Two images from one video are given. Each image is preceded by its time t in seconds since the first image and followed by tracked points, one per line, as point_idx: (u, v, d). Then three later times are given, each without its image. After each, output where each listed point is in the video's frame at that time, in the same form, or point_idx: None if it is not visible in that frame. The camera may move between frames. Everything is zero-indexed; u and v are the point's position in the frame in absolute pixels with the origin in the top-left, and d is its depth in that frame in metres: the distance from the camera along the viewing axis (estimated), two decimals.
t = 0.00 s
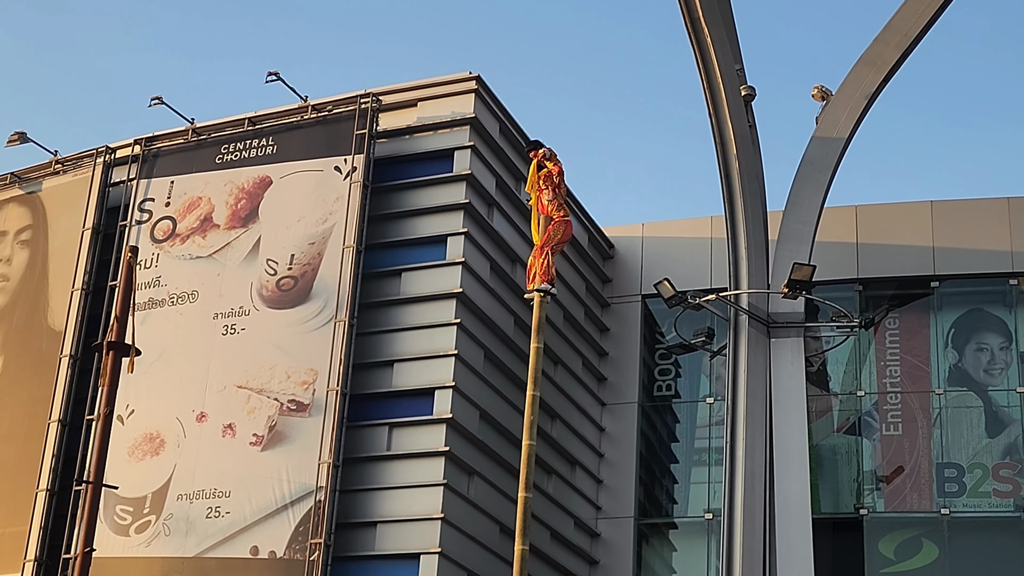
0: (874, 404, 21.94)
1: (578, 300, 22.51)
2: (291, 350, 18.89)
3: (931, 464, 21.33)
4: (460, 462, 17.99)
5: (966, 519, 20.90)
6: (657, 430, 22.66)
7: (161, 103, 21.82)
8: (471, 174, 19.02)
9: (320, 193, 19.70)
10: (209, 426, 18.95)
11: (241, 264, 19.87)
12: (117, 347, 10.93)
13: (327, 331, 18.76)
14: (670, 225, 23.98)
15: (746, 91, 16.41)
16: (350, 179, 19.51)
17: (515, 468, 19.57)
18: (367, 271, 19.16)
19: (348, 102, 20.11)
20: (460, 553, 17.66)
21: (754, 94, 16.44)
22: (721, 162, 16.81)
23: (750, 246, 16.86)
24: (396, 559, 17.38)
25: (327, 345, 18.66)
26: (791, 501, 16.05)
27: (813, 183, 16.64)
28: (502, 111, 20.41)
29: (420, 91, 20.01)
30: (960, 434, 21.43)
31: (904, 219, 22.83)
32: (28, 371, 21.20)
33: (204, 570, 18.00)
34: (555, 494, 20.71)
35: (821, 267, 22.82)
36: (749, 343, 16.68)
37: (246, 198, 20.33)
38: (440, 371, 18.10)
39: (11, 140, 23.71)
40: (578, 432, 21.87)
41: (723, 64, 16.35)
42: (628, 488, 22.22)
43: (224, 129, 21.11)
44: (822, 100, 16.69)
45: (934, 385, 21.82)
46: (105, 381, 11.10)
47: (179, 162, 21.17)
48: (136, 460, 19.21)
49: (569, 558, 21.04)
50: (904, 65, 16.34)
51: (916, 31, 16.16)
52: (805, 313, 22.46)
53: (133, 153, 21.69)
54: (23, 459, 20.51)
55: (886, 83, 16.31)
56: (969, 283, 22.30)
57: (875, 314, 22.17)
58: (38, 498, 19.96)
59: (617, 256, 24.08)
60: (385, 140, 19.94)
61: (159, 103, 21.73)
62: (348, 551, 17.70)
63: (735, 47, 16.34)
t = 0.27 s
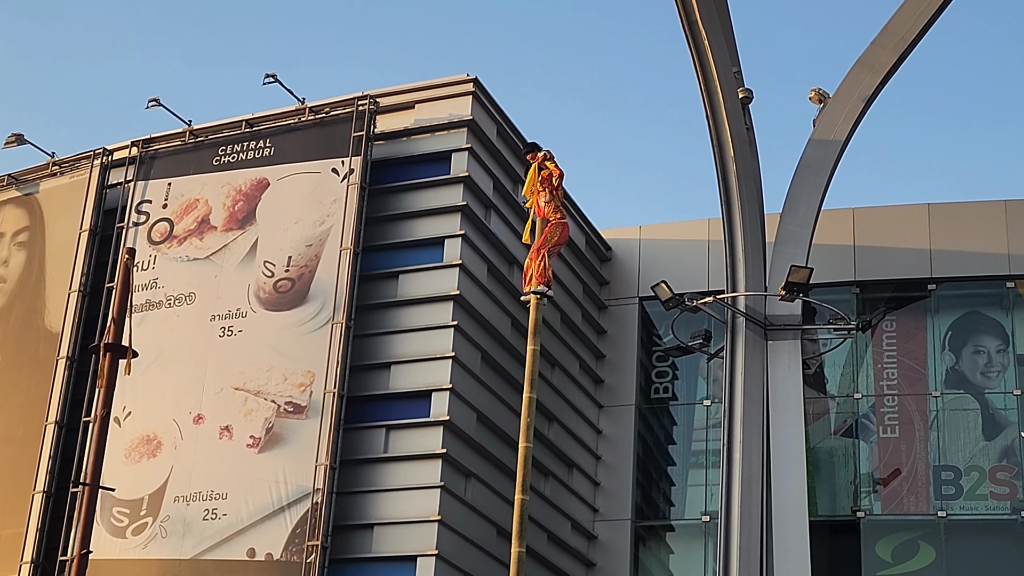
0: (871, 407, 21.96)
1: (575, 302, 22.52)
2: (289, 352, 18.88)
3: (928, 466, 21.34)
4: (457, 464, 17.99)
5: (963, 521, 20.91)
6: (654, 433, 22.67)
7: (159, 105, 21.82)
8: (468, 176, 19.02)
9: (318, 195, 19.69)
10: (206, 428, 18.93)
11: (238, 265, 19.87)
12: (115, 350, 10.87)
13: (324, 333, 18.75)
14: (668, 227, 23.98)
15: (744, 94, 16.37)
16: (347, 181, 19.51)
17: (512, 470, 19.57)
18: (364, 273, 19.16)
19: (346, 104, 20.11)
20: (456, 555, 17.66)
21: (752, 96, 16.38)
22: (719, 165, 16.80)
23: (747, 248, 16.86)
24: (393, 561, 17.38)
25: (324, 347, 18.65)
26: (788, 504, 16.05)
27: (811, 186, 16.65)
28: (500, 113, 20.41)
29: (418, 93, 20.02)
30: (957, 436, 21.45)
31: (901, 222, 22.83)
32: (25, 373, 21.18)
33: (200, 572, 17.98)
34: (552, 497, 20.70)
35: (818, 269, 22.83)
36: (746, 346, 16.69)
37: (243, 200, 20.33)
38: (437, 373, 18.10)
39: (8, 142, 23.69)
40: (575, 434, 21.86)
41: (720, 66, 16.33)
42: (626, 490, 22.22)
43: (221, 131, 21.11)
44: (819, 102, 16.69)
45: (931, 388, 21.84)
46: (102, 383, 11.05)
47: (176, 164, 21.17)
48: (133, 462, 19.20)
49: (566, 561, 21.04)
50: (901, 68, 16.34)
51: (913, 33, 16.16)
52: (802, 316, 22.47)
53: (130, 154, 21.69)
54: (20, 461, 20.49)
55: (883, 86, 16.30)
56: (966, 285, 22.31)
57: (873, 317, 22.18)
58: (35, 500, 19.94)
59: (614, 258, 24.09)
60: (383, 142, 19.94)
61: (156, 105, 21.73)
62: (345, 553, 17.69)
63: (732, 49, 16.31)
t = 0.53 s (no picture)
0: (869, 409, 21.96)
1: (572, 304, 22.52)
2: (286, 353, 18.88)
3: (926, 469, 21.35)
4: (454, 466, 17.99)
5: (960, 523, 20.91)
6: (652, 435, 22.66)
7: (156, 106, 21.82)
8: (466, 178, 19.02)
9: (315, 196, 19.69)
10: (204, 430, 18.92)
11: (236, 267, 19.86)
12: (112, 351, 10.88)
13: (322, 335, 18.74)
14: (665, 229, 23.99)
15: (742, 96, 16.38)
16: (345, 182, 19.51)
17: (509, 471, 19.56)
18: (362, 274, 19.16)
19: (344, 106, 20.11)
20: (454, 556, 17.65)
21: (750, 98, 16.40)
22: (716, 166, 16.80)
23: (745, 250, 16.87)
24: (390, 563, 17.37)
25: (322, 348, 18.65)
26: (786, 506, 16.06)
27: (808, 188, 16.65)
28: (498, 115, 20.41)
29: (416, 95, 20.02)
30: (954, 438, 21.46)
31: (899, 224, 22.85)
32: (22, 374, 21.16)
33: (197, 573, 17.98)
34: (549, 498, 20.70)
35: (815, 271, 22.84)
36: (744, 348, 16.70)
37: (241, 201, 20.33)
38: (434, 374, 18.09)
39: (6, 143, 23.68)
40: (573, 436, 21.87)
41: (718, 68, 16.33)
42: (623, 492, 22.21)
43: (219, 132, 21.11)
44: (817, 105, 16.70)
45: (928, 390, 21.85)
46: (100, 384, 11.06)
47: (174, 165, 21.16)
48: (130, 463, 19.20)
49: (563, 562, 21.04)
50: (899, 70, 16.35)
51: (911, 36, 16.17)
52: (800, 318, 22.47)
53: (128, 155, 21.69)
54: (17, 462, 20.48)
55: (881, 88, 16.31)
56: (963, 288, 22.31)
57: (870, 319, 22.19)
58: (32, 501, 19.93)
59: (611, 260, 24.09)
60: (381, 144, 19.93)
61: (154, 106, 21.73)
62: (342, 555, 17.68)
63: (730, 51, 16.31)
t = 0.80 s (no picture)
0: (867, 410, 21.96)
1: (571, 305, 22.53)
2: (285, 354, 18.87)
3: (924, 470, 21.36)
4: (453, 467, 17.98)
5: (958, 525, 20.91)
6: (650, 436, 22.65)
7: (155, 107, 21.82)
8: (465, 179, 19.02)
9: (314, 197, 19.69)
10: (202, 430, 18.91)
11: (234, 267, 19.86)
12: (110, 351, 10.97)
13: (320, 335, 18.74)
14: (664, 230, 23.99)
15: (741, 97, 16.38)
16: (344, 183, 19.51)
17: (507, 472, 19.56)
18: (361, 275, 19.15)
19: (343, 106, 20.11)
20: (452, 557, 17.64)
21: (748, 100, 16.41)
22: (715, 167, 16.81)
23: (744, 251, 16.87)
24: (388, 564, 17.37)
25: (320, 349, 18.64)
26: (784, 508, 16.06)
27: (807, 189, 16.66)
28: (497, 116, 20.41)
29: (415, 95, 20.02)
30: (952, 440, 21.46)
31: (897, 226, 22.86)
32: (20, 375, 21.15)
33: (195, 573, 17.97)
34: (547, 499, 20.70)
35: (814, 272, 22.85)
36: (742, 349, 16.71)
37: (239, 202, 20.32)
38: (433, 375, 18.09)
39: (5, 143, 23.68)
40: (571, 437, 21.88)
41: (717, 70, 16.33)
42: (621, 493, 22.21)
43: (218, 133, 21.11)
44: (815, 106, 16.71)
45: (927, 392, 21.85)
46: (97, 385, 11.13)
47: (172, 166, 21.16)
48: (128, 463, 19.19)
49: (562, 563, 21.04)
50: (897, 72, 16.36)
51: (909, 38, 16.18)
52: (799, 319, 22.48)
53: (127, 156, 21.68)
54: (15, 463, 20.47)
55: (880, 90, 16.32)
56: (962, 289, 22.32)
57: (869, 321, 22.20)
58: (30, 501, 19.92)
59: (610, 261, 24.09)
60: (379, 145, 19.93)
61: (153, 106, 21.72)
62: (341, 556, 17.67)
63: (729, 52, 16.32)
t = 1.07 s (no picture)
0: (866, 411, 21.97)
1: (570, 305, 22.53)
2: (284, 354, 18.87)
3: (923, 471, 21.36)
4: (452, 467, 17.98)
5: (957, 526, 20.92)
6: (649, 436, 22.65)
7: (155, 107, 21.81)
8: (464, 179, 19.02)
9: (314, 197, 19.68)
10: (201, 430, 18.91)
11: (233, 267, 19.86)
12: (109, 351, 10.97)
13: (319, 335, 18.73)
14: (664, 230, 23.99)
15: (740, 98, 16.39)
16: (343, 183, 19.51)
17: (506, 472, 19.56)
18: (360, 275, 19.15)
19: (343, 106, 20.11)
20: (451, 558, 17.64)
21: (748, 101, 16.41)
22: (715, 168, 16.81)
23: (743, 252, 16.87)
24: (387, 564, 17.37)
25: (319, 349, 18.64)
26: (783, 509, 16.06)
27: (807, 190, 16.66)
28: (496, 116, 20.41)
29: (414, 96, 20.02)
30: (951, 441, 21.47)
31: (897, 227, 22.86)
32: (20, 374, 21.14)
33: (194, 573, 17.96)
34: (546, 500, 20.71)
35: (813, 273, 22.86)
36: (742, 350, 16.71)
37: (239, 202, 20.32)
38: (432, 376, 18.09)
39: (5, 143, 23.67)
40: (570, 437, 21.88)
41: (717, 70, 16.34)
42: (620, 494, 22.21)
43: (217, 133, 21.11)
44: (815, 107, 16.71)
45: (926, 393, 21.85)
46: (96, 384, 11.13)
47: (172, 166, 21.16)
48: (127, 463, 19.18)
49: (560, 564, 21.04)
50: (897, 73, 16.36)
51: (909, 39, 16.18)
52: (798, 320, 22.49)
53: (126, 156, 21.68)
54: (14, 462, 20.46)
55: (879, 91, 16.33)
56: (961, 290, 22.33)
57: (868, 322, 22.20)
58: (30, 501, 19.91)
59: (609, 261, 24.09)
60: (379, 145, 19.93)
61: (152, 106, 21.72)
62: (340, 556, 17.67)
63: (729, 53, 16.32)
